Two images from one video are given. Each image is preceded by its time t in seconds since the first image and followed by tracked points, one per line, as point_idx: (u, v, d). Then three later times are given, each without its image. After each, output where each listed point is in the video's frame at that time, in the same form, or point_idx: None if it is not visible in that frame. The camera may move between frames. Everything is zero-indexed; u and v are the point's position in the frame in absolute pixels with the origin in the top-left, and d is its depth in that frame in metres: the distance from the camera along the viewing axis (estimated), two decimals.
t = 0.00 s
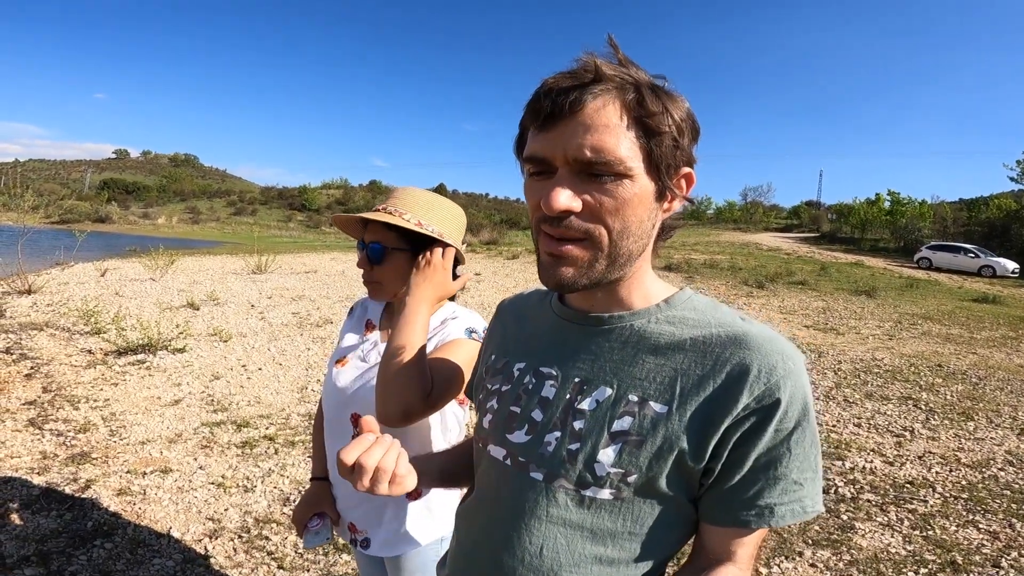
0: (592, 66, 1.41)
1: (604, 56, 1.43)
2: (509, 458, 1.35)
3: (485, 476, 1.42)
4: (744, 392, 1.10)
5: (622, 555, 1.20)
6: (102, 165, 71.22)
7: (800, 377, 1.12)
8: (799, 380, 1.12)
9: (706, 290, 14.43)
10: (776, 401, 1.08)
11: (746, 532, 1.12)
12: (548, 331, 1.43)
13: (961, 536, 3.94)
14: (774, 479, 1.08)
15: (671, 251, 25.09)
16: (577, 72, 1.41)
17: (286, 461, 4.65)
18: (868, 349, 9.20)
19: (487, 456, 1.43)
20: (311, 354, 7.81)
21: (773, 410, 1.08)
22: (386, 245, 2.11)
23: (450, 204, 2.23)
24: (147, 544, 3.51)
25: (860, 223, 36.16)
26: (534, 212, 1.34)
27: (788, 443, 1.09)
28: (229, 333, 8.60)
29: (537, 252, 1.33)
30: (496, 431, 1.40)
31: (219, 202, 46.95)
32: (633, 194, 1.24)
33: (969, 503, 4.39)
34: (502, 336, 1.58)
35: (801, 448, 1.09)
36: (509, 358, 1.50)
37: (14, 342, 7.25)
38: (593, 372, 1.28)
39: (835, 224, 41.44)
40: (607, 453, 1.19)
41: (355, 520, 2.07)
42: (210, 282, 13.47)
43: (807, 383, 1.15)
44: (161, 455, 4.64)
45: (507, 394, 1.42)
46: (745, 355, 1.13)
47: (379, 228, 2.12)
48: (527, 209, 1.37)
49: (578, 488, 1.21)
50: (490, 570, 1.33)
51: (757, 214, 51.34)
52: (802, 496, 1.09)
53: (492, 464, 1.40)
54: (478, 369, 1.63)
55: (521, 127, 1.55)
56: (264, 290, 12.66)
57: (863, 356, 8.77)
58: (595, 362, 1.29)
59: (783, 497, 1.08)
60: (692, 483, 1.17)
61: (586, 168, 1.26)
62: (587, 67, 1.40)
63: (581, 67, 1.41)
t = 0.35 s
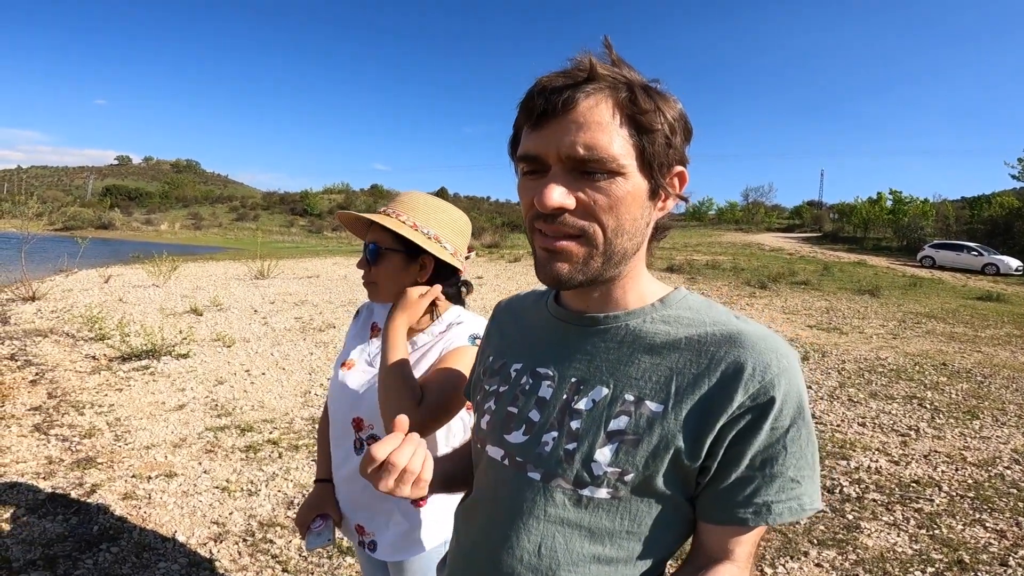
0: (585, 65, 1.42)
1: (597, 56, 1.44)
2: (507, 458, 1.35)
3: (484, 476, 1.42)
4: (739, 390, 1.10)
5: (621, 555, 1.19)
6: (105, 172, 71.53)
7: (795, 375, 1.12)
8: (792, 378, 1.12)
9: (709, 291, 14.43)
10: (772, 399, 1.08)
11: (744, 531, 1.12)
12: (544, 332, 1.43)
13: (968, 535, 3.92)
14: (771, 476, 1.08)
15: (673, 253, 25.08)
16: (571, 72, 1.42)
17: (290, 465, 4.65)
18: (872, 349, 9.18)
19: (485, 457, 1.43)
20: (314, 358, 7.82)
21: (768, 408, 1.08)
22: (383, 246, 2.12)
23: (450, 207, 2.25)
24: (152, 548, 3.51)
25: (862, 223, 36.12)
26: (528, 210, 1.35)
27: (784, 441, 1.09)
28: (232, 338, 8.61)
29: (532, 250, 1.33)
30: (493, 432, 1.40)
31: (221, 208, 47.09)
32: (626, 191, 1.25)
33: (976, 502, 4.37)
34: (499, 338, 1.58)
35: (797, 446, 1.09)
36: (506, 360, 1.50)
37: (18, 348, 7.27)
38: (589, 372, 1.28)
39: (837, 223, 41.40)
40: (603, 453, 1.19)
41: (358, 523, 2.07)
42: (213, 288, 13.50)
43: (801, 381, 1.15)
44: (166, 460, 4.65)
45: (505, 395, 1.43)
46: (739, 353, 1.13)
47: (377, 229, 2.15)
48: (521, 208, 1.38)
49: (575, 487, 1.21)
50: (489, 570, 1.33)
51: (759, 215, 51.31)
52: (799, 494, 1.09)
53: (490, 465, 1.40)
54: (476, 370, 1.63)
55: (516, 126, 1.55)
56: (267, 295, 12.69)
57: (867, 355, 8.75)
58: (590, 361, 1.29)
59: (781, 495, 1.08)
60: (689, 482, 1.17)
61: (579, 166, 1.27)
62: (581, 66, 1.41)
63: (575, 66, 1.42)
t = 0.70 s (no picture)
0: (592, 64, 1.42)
1: (606, 54, 1.44)
2: (507, 457, 1.35)
3: (484, 476, 1.42)
4: (742, 391, 1.10)
5: (621, 554, 1.20)
6: (106, 166, 71.53)
7: (797, 375, 1.12)
8: (795, 378, 1.12)
9: (708, 293, 14.42)
10: (774, 400, 1.08)
11: (745, 531, 1.12)
12: (546, 331, 1.43)
13: (962, 538, 3.92)
14: (772, 476, 1.08)
15: (674, 254, 25.07)
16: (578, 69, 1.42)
17: (287, 461, 4.66)
18: (871, 352, 9.18)
19: (485, 456, 1.43)
20: (313, 354, 7.82)
21: (771, 408, 1.08)
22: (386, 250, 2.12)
23: (447, 201, 2.29)
24: (147, 543, 3.51)
25: (863, 226, 36.10)
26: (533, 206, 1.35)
27: (786, 442, 1.09)
28: (231, 333, 8.62)
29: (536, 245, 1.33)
30: (495, 430, 1.40)
31: (222, 203, 47.07)
32: (631, 189, 1.24)
33: (970, 505, 4.38)
34: (501, 336, 1.58)
35: (799, 447, 1.09)
36: (508, 358, 1.50)
37: (17, 342, 7.27)
38: (591, 371, 1.28)
39: (838, 227, 41.40)
40: (605, 452, 1.19)
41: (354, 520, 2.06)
42: (212, 283, 13.50)
43: (804, 381, 1.15)
44: (162, 455, 4.65)
45: (506, 394, 1.43)
46: (742, 354, 1.13)
47: (378, 233, 2.15)
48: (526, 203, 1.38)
49: (576, 486, 1.21)
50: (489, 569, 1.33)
51: (760, 218, 51.30)
52: (802, 494, 1.09)
53: (491, 463, 1.40)
54: (478, 368, 1.63)
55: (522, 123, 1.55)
56: (266, 291, 12.69)
57: (865, 358, 8.75)
58: (592, 361, 1.29)
59: (783, 495, 1.08)
60: (690, 482, 1.17)
61: (585, 162, 1.27)
62: (588, 64, 1.41)
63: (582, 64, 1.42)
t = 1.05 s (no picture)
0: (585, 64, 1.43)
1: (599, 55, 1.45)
2: (506, 457, 1.35)
3: (481, 477, 1.42)
4: (738, 390, 1.10)
5: (619, 554, 1.20)
6: (102, 171, 71.36)
7: (794, 375, 1.13)
8: (791, 378, 1.12)
9: (706, 293, 14.44)
10: (770, 399, 1.09)
11: (742, 530, 1.12)
12: (543, 331, 1.43)
13: (962, 536, 3.93)
14: (769, 476, 1.09)
15: (672, 254, 25.10)
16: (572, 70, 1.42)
17: (286, 464, 4.65)
18: (869, 350, 9.20)
19: (484, 456, 1.43)
20: (312, 357, 7.81)
21: (767, 408, 1.09)
22: (378, 254, 2.12)
23: (438, 201, 2.31)
24: (147, 547, 3.50)
25: (860, 225, 36.20)
26: (526, 204, 1.34)
27: (783, 441, 1.09)
28: (229, 337, 8.60)
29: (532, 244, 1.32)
30: (493, 430, 1.40)
31: (219, 207, 47.00)
32: (625, 186, 1.25)
33: (970, 503, 4.39)
34: (500, 337, 1.58)
35: (797, 447, 1.09)
36: (506, 358, 1.50)
37: (14, 347, 7.25)
38: (588, 371, 1.28)
39: (835, 226, 41.51)
40: (601, 452, 1.19)
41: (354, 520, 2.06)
42: (210, 287, 13.48)
43: (801, 381, 1.15)
44: (162, 458, 4.64)
45: (504, 394, 1.43)
46: (738, 353, 1.13)
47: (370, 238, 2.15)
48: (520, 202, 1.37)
49: (574, 486, 1.21)
50: (487, 569, 1.33)
51: (757, 217, 51.42)
52: (798, 494, 1.09)
53: (488, 463, 1.40)
54: (475, 368, 1.62)
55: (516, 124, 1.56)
56: (265, 294, 12.68)
57: (863, 357, 8.78)
58: (589, 361, 1.29)
59: (780, 495, 1.08)
60: (687, 481, 1.17)
61: (580, 161, 1.27)
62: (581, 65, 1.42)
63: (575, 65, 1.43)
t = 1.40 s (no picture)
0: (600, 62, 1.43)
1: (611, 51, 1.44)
2: (507, 457, 1.34)
3: (482, 478, 1.42)
4: (738, 390, 1.10)
5: (620, 554, 1.19)
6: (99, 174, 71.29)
7: (795, 374, 1.12)
8: (792, 377, 1.12)
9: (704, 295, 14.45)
10: (770, 399, 1.08)
11: (744, 530, 1.12)
12: (544, 331, 1.43)
13: (962, 537, 3.93)
14: (770, 476, 1.08)
15: (669, 257, 25.13)
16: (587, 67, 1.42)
17: (285, 467, 4.63)
18: (867, 353, 9.21)
19: (485, 457, 1.43)
20: (310, 361, 7.80)
21: (767, 407, 1.08)
22: (383, 255, 2.12)
23: (441, 202, 2.31)
24: (145, 550, 3.48)
25: (857, 228, 36.29)
26: (542, 201, 1.33)
27: (783, 441, 1.09)
28: (227, 340, 8.58)
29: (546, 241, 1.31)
30: (494, 431, 1.40)
31: (217, 210, 46.96)
32: (646, 188, 1.27)
33: (969, 505, 4.39)
34: (500, 337, 1.57)
35: (797, 447, 1.09)
36: (507, 359, 1.49)
37: (11, 350, 7.22)
38: (589, 371, 1.28)
39: (832, 229, 41.63)
40: (602, 452, 1.19)
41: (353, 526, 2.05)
42: (208, 290, 13.45)
43: (801, 380, 1.15)
44: (159, 462, 4.62)
45: (505, 395, 1.42)
46: (739, 353, 1.13)
47: (376, 237, 2.15)
48: (533, 199, 1.35)
49: (575, 487, 1.21)
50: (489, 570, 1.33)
51: (754, 221, 51.55)
52: (799, 495, 1.09)
53: (490, 464, 1.40)
54: (476, 369, 1.62)
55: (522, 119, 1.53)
56: (262, 298, 12.66)
57: (861, 359, 8.79)
58: (590, 361, 1.29)
59: (781, 495, 1.08)
60: (688, 481, 1.17)
61: (604, 161, 1.27)
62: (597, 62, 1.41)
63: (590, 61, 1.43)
